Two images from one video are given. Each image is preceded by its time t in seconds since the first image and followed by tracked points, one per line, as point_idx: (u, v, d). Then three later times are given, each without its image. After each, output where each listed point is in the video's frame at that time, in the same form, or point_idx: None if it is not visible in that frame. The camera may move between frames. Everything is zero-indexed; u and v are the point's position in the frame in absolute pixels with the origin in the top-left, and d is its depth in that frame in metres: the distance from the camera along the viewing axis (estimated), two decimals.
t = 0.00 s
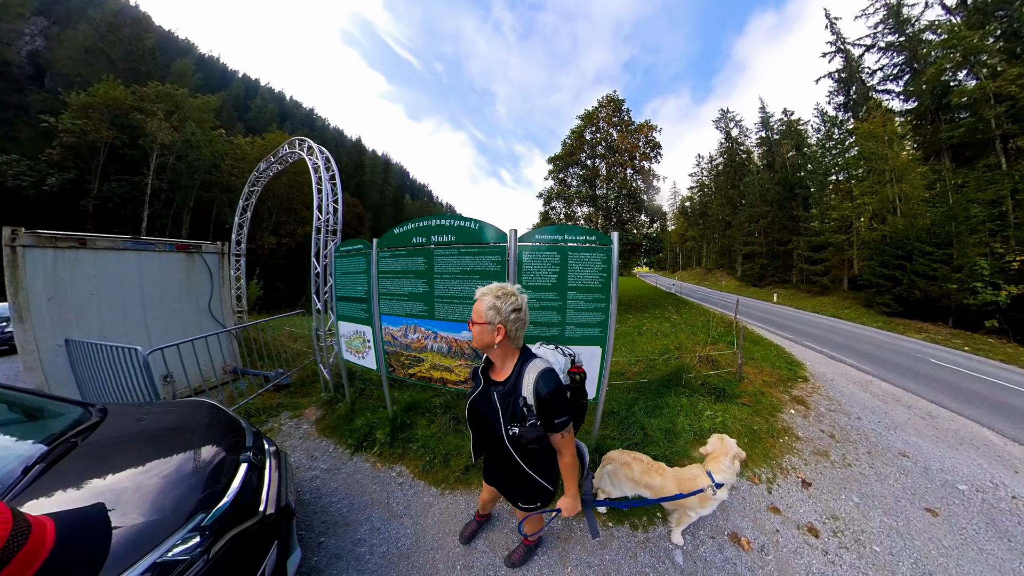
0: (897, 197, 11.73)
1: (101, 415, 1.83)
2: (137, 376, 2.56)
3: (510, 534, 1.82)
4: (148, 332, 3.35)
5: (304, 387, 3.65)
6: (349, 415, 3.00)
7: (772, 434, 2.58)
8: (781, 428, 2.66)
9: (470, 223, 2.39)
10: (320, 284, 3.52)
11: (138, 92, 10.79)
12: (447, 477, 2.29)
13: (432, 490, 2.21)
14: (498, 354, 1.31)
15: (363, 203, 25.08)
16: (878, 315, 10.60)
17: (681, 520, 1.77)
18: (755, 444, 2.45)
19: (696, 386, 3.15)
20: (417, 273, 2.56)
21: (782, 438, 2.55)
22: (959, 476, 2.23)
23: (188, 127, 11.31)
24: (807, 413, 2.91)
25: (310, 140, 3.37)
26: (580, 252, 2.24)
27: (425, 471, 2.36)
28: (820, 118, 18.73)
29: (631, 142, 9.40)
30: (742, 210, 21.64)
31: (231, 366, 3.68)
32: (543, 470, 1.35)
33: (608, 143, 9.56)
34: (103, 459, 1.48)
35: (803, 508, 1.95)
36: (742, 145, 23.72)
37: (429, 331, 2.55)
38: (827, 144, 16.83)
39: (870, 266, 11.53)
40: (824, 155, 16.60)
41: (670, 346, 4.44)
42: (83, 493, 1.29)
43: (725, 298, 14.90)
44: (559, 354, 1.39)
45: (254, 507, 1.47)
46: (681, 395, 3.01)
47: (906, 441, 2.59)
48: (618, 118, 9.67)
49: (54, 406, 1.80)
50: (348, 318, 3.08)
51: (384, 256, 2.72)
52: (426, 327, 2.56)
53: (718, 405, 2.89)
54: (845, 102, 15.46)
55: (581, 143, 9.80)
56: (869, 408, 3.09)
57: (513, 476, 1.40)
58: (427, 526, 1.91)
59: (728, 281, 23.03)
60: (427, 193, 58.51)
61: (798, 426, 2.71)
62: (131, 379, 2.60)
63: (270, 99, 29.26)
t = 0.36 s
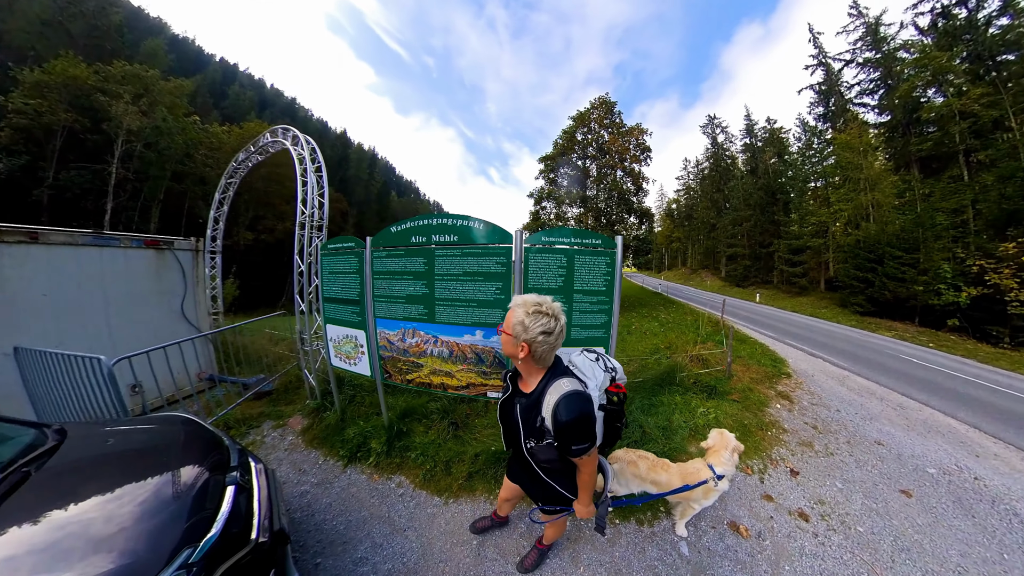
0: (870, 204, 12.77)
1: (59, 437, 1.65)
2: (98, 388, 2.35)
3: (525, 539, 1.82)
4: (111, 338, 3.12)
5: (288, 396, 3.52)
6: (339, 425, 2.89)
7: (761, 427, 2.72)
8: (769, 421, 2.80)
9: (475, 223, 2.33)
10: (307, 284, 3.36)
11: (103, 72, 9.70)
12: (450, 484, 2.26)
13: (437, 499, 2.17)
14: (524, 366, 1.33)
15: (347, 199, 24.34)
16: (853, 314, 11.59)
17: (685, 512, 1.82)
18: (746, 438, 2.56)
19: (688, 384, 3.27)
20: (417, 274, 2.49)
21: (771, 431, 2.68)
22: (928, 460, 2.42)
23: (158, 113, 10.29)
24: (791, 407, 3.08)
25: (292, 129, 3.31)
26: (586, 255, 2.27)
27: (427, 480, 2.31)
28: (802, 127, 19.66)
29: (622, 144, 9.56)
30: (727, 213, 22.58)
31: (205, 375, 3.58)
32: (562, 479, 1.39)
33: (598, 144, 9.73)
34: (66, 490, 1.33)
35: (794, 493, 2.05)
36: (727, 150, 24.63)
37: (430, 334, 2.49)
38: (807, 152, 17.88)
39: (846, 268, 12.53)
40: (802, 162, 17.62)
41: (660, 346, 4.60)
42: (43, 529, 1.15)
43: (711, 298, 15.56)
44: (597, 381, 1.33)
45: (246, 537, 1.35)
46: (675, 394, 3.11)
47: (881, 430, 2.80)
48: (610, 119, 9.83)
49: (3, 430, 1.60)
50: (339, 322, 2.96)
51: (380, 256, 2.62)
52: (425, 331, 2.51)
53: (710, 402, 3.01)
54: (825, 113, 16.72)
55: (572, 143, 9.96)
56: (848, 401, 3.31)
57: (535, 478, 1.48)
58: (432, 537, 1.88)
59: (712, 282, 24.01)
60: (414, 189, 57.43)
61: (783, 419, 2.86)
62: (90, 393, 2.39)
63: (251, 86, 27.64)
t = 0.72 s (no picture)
0: (843, 206, 13.69)
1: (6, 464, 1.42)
2: (48, 403, 2.12)
3: (527, 544, 1.81)
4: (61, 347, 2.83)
5: (267, 407, 3.33)
6: (325, 435, 2.76)
7: (748, 420, 2.83)
8: (755, 413, 2.93)
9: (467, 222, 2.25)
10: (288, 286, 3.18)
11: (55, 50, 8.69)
12: (446, 491, 2.20)
13: (434, 508, 2.10)
14: (521, 372, 1.30)
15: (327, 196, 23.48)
16: (828, 309, 12.50)
17: (683, 505, 1.87)
18: (735, 430, 2.66)
19: (678, 380, 3.38)
20: (407, 276, 2.38)
21: (757, 422, 2.80)
22: (900, 444, 2.61)
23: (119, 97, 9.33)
24: (775, 399, 3.24)
25: (270, 119, 3.16)
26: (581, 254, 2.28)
27: (422, 490, 2.22)
28: (781, 133, 20.63)
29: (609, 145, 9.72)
30: (710, 213, 23.47)
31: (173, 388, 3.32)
32: (559, 486, 1.34)
33: (585, 144, 9.90)
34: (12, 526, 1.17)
35: (783, 482, 2.15)
36: (710, 153, 25.63)
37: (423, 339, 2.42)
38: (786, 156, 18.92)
39: (821, 266, 13.30)
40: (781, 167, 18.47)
41: (649, 343, 4.73)
42: None
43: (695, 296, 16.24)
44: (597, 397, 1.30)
45: (224, 568, 1.23)
46: (666, 390, 3.19)
47: (858, 418, 3.00)
48: (598, 120, 9.98)
49: None
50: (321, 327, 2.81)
51: (366, 256, 2.49)
52: (416, 335, 2.42)
53: (699, 397, 3.11)
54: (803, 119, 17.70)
55: (560, 143, 10.08)
56: (826, 392, 3.51)
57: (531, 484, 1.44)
58: (433, 548, 1.82)
59: (696, 280, 24.95)
60: (398, 186, 56.20)
61: (768, 410, 3.00)
62: (37, 410, 2.15)
63: (225, 73, 26.08)
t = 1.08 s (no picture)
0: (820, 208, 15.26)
1: None
2: None
3: (537, 545, 1.83)
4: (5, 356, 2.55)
5: (245, 415, 3.13)
6: (316, 442, 2.64)
7: (740, 407, 2.97)
8: (744, 401, 3.07)
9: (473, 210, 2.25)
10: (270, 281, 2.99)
11: None
12: (451, 495, 2.21)
13: (438, 515, 2.09)
14: (547, 356, 1.27)
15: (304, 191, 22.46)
16: (807, 304, 13.90)
17: (690, 489, 1.93)
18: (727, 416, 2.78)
19: (671, 371, 3.50)
20: (405, 266, 2.32)
21: (748, 409, 2.94)
22: (877, 424, 2.85)
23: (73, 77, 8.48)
24: (763, 387, 3.42)
25: (247, 101, 3.07)
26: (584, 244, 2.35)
27: (423, 496, 2.21)
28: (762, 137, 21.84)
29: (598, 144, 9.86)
30: (694, 213, 24.62)
31: (138, 397, 3.06)
32: (581, 475, 1.33)
33: (574, 143, 10.00)
34: None
35: (777, 462, 2.28)
36: (694, 155, 26.81)
37: (422, 334, 2.38)
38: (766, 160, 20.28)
39: (799, 264, 14.81)
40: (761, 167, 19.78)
41: (640, 338, 4.88)
42: None
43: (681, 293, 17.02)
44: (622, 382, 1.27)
45: None
46: (661, 382, 3.30)
47: (839, 403, 3.22)
48: (587, 119, 10.09)
49: None
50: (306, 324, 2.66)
51: (358, 245, 2.39)
52: (413, 330, 2.38)
53: (693, 387, 3.23)
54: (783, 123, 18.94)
55: (550, 141, 10.13)
56: (808, 379, 3.75)
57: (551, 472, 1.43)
58: (439, 557, 1.80)
59: (680, 277, 26.06)
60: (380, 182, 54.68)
61: (757, 398, 3.14)
62: None
63: (194, 56, 24.34)
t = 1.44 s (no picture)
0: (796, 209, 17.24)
1: None
2: None
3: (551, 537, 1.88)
4: None
5: (221, 422, 2.94)
6: (307, 445, 2.53)
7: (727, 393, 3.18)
8: (736, 386, 3.43)
9: (481, 194, 2.48)
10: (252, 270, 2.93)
11: None
12: (459, 491, 2.22)
13: (446, 513, 2.08)
14: (583, 320, 1.34)
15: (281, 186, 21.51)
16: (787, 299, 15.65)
17: (695, 466, 2.18)
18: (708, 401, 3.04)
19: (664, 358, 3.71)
20: (406, 248, 2.47)
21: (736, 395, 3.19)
22: (855, 403, 3.38)
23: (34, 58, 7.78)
24: (751, 373, 3.91)
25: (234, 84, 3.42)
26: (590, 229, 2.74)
27: (428, 496, 2.19)
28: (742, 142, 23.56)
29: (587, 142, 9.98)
30: (677, 213, 26.20)
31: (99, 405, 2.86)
32: (610, 445, 1.38)
33: (562, 141, 10.03)
34: None
35: (770, 440, 2.66)
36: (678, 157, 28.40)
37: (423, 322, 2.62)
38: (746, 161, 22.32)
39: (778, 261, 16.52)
40: (742, 169, 21.08)
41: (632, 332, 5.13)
42: None
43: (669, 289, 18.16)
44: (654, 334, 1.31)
45: None
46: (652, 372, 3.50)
47: (820, 386, 3.77)
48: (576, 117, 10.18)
49: None
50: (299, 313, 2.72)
51: (357, 226, 2.51)
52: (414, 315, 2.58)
53: (685, 373, 3.44)
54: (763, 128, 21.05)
55: (539, 138, 10.22)
56: (791, 366, 4.36)
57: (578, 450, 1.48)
58: (452, 557, 1.79)
59: (666, 273, 27.55)
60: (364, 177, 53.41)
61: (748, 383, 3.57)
62: None
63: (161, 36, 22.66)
